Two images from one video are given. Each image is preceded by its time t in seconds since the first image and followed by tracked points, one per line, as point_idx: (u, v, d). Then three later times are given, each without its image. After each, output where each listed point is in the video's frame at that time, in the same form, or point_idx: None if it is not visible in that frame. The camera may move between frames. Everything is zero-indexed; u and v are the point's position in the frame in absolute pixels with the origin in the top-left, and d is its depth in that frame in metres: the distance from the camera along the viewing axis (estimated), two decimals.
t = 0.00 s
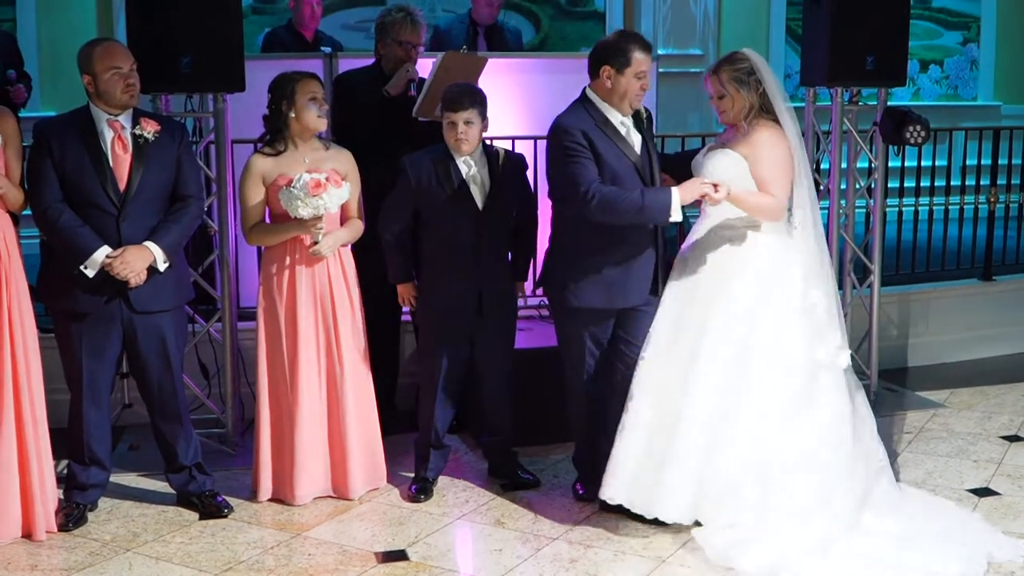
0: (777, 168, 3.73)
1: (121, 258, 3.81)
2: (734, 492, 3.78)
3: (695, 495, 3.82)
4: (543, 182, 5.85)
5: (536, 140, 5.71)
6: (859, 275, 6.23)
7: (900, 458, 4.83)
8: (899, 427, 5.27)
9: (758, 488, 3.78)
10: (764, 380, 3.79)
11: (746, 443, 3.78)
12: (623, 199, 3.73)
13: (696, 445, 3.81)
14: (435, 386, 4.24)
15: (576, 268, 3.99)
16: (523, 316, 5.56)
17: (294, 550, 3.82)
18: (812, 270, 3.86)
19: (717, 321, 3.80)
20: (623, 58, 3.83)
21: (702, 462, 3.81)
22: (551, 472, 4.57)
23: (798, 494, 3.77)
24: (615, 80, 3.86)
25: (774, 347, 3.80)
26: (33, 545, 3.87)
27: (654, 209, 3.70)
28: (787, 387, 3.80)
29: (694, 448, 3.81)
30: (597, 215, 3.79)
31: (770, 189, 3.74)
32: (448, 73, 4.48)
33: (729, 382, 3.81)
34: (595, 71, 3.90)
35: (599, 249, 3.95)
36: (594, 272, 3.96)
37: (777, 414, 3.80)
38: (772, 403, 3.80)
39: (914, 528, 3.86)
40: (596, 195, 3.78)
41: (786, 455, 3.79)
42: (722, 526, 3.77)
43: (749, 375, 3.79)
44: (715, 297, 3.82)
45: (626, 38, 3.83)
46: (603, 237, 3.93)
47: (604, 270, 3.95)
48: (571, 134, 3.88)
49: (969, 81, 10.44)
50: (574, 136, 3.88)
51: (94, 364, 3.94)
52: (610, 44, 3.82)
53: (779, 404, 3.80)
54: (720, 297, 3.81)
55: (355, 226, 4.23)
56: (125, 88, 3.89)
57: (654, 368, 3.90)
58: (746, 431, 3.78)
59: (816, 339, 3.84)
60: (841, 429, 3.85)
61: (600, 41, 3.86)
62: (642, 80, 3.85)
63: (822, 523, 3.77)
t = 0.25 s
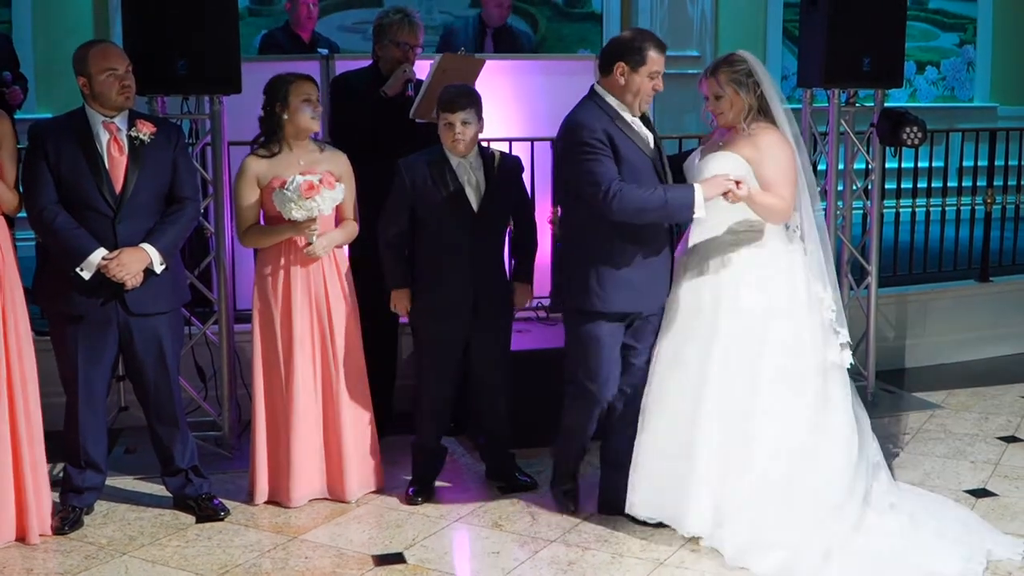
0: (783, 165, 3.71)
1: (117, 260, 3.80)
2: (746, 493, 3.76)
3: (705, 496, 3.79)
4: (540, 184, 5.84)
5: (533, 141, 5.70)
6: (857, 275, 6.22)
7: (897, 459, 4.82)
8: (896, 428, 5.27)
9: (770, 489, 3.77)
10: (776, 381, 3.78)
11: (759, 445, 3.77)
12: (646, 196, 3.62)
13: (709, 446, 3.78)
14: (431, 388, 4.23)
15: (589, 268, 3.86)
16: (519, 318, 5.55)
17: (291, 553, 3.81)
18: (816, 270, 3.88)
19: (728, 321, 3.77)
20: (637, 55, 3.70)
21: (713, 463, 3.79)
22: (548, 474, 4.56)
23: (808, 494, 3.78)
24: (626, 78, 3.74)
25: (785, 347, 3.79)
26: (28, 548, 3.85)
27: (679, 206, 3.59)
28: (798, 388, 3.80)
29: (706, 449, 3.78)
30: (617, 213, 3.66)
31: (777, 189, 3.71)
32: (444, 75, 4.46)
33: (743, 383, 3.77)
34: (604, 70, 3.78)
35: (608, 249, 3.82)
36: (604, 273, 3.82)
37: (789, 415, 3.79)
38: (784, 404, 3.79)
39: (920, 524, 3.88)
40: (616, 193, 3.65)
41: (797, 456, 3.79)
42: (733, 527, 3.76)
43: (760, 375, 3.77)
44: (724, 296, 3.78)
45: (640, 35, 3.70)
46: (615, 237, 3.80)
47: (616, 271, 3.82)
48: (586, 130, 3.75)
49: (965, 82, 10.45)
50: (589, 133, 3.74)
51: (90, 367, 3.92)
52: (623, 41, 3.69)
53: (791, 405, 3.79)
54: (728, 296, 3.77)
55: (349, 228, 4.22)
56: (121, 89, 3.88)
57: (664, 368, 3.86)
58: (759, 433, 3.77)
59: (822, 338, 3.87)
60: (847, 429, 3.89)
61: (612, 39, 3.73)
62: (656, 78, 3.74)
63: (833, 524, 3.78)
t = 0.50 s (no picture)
0: (770, 163, 3.69)
1: (96, 263, 3.76)
2: (736, 495, 3.74)
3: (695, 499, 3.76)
4: (523, 186, 5.82)
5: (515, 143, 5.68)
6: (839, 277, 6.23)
7: (881, 460, 4.83)
8: (879, 429, 5.28)
9: (761, 492, 3.75)
10: (766, 383, 3.77)
11: (750, 447, 3.75)
12: (648, 203, 3.38)
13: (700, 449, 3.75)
14: (413, 392, 4.21)
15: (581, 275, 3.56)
16: (503, 320, 5.53)
17: (273, 560, 3.77)
18: (802, 271, 3.89)
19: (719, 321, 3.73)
20: (628, 53, 3.49)
21: (704, 466, 3.75)
22: (532, 477, 4.54)
23: (798, 497, 3.78)
24: (619, 78, 3.51)
25: (776, 348, 3.78)
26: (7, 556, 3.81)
27: (684, 214, 3.39)
28: (788, 390, 3.80)
29: (698, 451, 3.74)
30: (616, 221, 3.40)
31: (765, 189, 3.67)
32: (423, 76, 4.44)
33: (735, 385, 3.75)
34: (592, 71, 3.54)
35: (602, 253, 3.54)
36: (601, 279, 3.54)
37: (780, 417, 3.78)
38: (773, 409, 3.77)
39: (906, 524, 3.91)
40: (617, 199, 3.39)
41: (787, 458, 3.78)
42: (724, 530, 3.73)
43: (751, 376, 3.76)
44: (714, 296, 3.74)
45: (630, 34, 3.50)
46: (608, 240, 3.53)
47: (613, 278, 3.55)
48: (581, 131, 3.48)
49: (945, 83, 10.49)
50: (585, 134, 3.47)
51: (69, 372, 3.88)
52: (616, 39, 3.47)
53: (782, 407, 3.79)
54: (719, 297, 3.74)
55: (327, 230, 4.20)
56: (101, 92, 3.84)
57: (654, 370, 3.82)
58: (751, 435, 3.75)
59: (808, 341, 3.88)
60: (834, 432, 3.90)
61: (600, 37, 3.50)
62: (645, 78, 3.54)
63: (822, 527, 3.78)
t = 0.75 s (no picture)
0: (762, 168, 3.68)
1: (78, 268, 3.74)
2: (729, 505, 3.72)
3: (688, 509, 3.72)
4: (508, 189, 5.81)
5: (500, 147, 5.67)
6: (825, 280, 6.25)
7: (868, 465, 4.83)
8: (865, 434, 5.29)
9: (753, 501, 3.74)
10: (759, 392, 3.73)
11: (743, 457, 3.72)
12: (652, 217, 3.24)
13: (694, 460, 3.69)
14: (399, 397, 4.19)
15: (569, 287, 3.35)
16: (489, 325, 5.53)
17: (257, 566, 3.76)
18: (788, 278, 3.88)
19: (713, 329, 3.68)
20: (619, 53, 3.30)
21: (698, 477, 3.70)
22: (518, 482, 4.53)
23: (789, 506, 3.78)
24: (611, 79, 3.31)
25: (768, 356, 3.74)
26: None
27: (688, 228, 3.27)
28: (780, 398, 3.77)
29: (691, 462, 3.69)
30: (621, 237, 3.23)
31: (759, 196, 3.65)
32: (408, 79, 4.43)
33: (729, 395, 3.70)
34: (580, 73, 3.32)
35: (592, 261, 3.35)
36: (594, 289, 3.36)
37: (773, 427, 3.76)
38: (765, 417, 3.74)
39: (890, 531, 3.93)
40: (625, 215, 3.21)
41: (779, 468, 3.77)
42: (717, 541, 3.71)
43: (744, 385, 3.71)
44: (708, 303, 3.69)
45: (618, 35, 3.31)
46: (597, 249, 3.34)
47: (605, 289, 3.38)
48: (579, 138, 3.23)
49: (931, 85, 10.51)
50: (583, 141, 3.23)
51: (51, 377, 3.86)
52: (608, 39, 3.27)
53: (774, 416, 3.76)
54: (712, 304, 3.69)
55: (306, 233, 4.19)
56: (83, 95, 3.82)
57: (643, 379, 3.73)
58: (744, 445, 3.72)
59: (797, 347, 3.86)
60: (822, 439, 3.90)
61: (590, 38, 3.28)
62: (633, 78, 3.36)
63: (812, 534, 3.79)
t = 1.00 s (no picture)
0: (780, 170, 3.63)
1: (96, 270, 3.73)
2: (753, 514, 3.67)
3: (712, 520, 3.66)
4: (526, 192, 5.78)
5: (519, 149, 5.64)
6: (847, 283, 6.20)
7: (890, 471, 4.78)
8: (888, 439, 5.24)
9: (777, 509, 3.69)
10: (780, 400, 3.68)
11: (765, 465, 3.68)
12: (689, 227, 3.14)
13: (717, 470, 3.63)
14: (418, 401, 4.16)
15: (599, 295, 3.23)
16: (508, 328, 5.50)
17: (275, 570, 3.73)
18: (801, 282, 3.86)
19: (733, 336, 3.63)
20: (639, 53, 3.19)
21: (721, 486, 3.65)
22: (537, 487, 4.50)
23: (813, 514, 3.74)
24: (638, 79, 3.19)
25: (787, 362, 3.70)
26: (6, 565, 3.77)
27: (723, 238, 3.19)
28: (800, 405, 3.73)
29: (714, 471, 3.63)
30: (660, 249, 3.11)
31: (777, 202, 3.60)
32: (428, 81, 4.41)
33: (751, 403, 3.64)
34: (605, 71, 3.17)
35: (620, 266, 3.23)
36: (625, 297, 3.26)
37: (793, 434, 3.71)
38: (785, 423, 3.70)
39: (908, 535, 3.91)
40: (667, 225, 3.10)
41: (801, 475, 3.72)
42: (742, 551, 3.66)
43: (765, 393, 3.66)
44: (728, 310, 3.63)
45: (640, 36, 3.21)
46: (622, 257, 3.22)
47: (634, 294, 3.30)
48: (622, 143, 3.08)
49: (952, 87, 10.43)
50: (625, 146, 3.08)
51: (69, 380, 3.84)
52: (633, 39, 3.17)
53: (795, 423, 3.72)
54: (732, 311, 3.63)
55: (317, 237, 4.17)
56: (101, 96, 3.80)
57: (664, 386, 3.65)
58: (766, 453, 3.68)
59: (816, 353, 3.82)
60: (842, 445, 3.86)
61: (614, 38, 3.16)
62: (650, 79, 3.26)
63: (837, 542, 3.75)
